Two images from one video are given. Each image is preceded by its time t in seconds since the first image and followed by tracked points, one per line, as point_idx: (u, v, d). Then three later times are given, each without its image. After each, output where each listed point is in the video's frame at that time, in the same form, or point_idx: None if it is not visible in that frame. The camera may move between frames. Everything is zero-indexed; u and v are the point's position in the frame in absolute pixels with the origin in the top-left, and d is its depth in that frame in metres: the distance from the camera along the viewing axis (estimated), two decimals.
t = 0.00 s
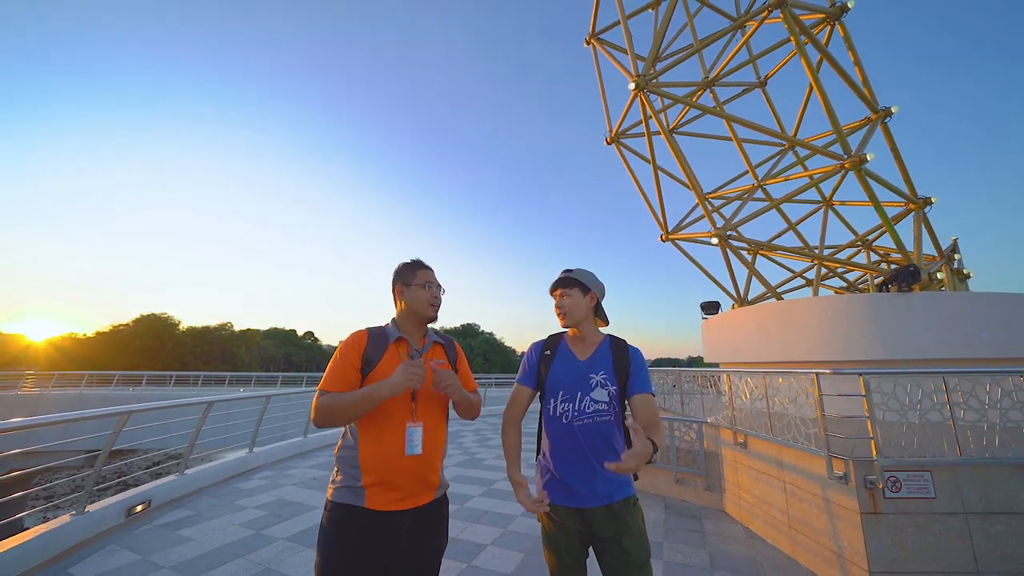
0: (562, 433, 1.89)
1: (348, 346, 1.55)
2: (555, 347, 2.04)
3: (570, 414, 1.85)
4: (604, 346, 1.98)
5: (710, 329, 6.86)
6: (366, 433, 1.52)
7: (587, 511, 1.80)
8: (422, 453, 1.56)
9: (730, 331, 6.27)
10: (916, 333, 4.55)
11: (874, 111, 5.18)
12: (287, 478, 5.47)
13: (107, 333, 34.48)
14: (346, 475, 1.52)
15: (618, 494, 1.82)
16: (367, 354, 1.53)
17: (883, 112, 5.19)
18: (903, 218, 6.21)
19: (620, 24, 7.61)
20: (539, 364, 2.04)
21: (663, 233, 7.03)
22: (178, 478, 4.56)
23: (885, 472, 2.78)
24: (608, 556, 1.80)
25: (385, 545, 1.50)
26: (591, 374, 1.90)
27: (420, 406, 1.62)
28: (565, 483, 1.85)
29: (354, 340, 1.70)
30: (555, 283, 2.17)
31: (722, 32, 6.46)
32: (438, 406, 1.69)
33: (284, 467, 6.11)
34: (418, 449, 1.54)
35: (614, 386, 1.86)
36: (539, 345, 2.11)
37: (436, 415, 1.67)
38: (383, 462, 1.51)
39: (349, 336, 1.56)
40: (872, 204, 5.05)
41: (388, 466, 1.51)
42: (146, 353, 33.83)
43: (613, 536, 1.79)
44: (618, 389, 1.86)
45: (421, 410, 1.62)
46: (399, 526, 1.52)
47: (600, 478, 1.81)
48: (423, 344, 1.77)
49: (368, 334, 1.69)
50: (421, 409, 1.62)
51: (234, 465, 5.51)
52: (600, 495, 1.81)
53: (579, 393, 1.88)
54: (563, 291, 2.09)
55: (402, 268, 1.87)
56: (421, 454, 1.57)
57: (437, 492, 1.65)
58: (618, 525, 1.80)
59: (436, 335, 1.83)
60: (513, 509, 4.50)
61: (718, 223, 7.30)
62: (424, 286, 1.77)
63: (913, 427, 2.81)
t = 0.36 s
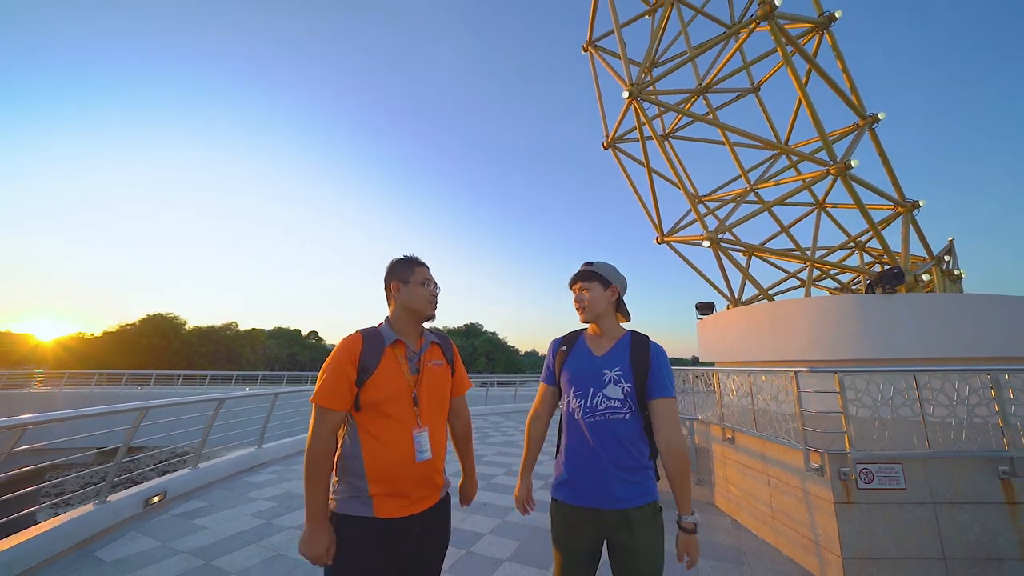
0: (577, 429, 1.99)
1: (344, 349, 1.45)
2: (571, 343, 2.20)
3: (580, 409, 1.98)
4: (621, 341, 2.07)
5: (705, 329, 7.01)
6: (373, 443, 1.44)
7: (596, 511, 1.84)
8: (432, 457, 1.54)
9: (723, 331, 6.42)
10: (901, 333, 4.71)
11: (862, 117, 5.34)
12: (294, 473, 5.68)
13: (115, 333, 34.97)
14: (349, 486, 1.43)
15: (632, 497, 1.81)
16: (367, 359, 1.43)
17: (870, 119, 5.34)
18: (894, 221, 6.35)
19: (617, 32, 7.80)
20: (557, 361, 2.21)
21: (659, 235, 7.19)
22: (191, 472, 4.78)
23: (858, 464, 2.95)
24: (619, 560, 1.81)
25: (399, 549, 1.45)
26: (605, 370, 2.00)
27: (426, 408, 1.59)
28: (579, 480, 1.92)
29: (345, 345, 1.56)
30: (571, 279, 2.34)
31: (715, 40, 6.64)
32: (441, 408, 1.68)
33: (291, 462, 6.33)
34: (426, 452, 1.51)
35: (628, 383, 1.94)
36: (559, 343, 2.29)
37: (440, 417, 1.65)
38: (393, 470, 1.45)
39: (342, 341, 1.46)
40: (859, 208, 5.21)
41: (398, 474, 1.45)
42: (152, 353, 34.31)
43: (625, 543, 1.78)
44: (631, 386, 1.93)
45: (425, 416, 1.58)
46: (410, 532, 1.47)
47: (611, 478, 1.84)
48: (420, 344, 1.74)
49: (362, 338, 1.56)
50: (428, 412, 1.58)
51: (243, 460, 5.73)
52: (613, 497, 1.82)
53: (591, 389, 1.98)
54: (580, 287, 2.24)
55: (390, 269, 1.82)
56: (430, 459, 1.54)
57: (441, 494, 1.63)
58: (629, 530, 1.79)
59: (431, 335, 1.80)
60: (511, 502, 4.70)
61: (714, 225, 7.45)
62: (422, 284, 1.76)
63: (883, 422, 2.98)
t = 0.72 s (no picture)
0: (588, 429, 1.93)
1: (322, 346, 1.47)
2: (581, 341, 2.13)
3: (595, 410, 1.92)
4: (635, 342, 2.04)
5: (705, 329, 7.10)
6: (347, 444, 1.46)
7: (605, 511, 1.83)
8: (408, 462, 1.53)
9: (723, 330, 6.50)
10: (895, 333, 4.80)
11: (858, 120, 5.42)
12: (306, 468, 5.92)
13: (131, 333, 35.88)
14: (332, 489, 1.47)
15: (642, 497, 1.82)
16: (347, 360, 1.44)
17: (866, 121, 5.42)
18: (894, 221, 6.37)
19: (617, 37, 7.92)
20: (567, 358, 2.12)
21: (659, 236, 7.30)
22: (209, 466, 5.04)
23: (842, 460, 3.07)
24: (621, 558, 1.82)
25: (389, 552, 1.48)
26: (620, 370, 1.95)
27: (408, 410, 1.58)
28: (590, 480, 1.89)
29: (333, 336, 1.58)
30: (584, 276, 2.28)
31: (714, 44, 6.73)
32: (428, 408, 1.65)
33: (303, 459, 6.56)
34: (399, 456, 1.51)
35: (643, 384, 1.91)
36: (568, 339, 2.18)
37: (426, 419, 1.62)
38: (367, 473, 1.46)
39: (323, 337, 1.49)
40: (855, 210, 5.29)
41: (378, 479, 1.47)
42: (167, 353, 35.13)
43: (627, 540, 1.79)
44: (646, 387, 1.91)
45: (411, 419, 1.58)
46: (402, 532, 1.50)
47: (624, 479, 1.83)
48: (409, 338, 1.75)
49: (347, 331, 1.56)
50: (409, 414, 1.57)
51: (258, 456, 5.99)
52: (623, 497, 1.81)
53: (605, 389, 1.92)
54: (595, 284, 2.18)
55: (374, 255, 1.79)
56: (405, 464, 1.53)
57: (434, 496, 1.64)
58: (634, 530, 1.80)
59: (421, 327, 1.80)
60: (513, 496, 4.87)
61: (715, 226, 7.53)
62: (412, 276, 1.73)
63: (867, 420, 3.10)
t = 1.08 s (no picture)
0: (575, 435, 1.91)
1: (312, 344, 1.56)
2: (568, 346, 2.04)
3: (584, 416, 1.90)
4: (620, 346, 2.03)
5: (702, 330, 7.20)
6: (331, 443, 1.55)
7: (593, 517, 1.83)
8: (388, 464, 1.59)
9: (719, 330, 6.60)
10: (884, 334, 4.90)
11: (850, 123, 5.50)
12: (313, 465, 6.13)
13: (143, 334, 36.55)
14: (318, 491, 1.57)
15: (626, 500, 1.85)
16: (336, 359, 1.54)
17: (858, 125, 5.50)
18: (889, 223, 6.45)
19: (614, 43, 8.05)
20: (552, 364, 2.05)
21: (656, 239, 7.41)
22: (221, 463, 5.28)
23: (823, 457, 3.20)
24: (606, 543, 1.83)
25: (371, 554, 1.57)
26: (607, 376, 1.95)
27: (390, 411, 1.63)
28: (576, 485, 1.88)
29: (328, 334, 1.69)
30: (573, 277, 2.22)
31: (709, 49, 6.83)
32: (414, 410, 1.71)
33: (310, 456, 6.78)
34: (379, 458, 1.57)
35: (629, 391, 1.95)
36: (550, 343, 2.11)
37: (409, 423, 1.67)
38: (348, 474, 1.56)
39: (315, 336, 1.60)
40: (847, 212, 5.38)
41: (355, 479, 1.56)
42: (178, 354, 35.77)
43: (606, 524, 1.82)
44: (632, 394, 1.95)
45: (394, 422, 1.64)
46: (385, 536, 1.60)
47: (611, 482, 1.85)
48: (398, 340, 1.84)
49: (339, 332, 1.67)
50: (391, 416, 1.63)
51: (267, 454, 6.21)
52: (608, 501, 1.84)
53: (594, 396, 1.93)
54: (585, 286, 2.13)
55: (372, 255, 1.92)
56: (386, 466, 1.60)
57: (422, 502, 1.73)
58: (621, 533, 1.83)
59: (412, 329, 1.88)
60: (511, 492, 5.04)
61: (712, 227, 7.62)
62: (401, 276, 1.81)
63: (847, 420, 3.21)
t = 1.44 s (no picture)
0: (556, 439, 1.97)
1: (329, 347, 1.73)
2: (539, 350, 2.13)
3: (563, 418, 1.96)
4: (591, 344, 2.16)
5: (704, 331, 7.27)
6: (343, 445, 1.66)
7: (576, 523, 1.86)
8: (398, 469, 1.67)
9: (721, 332, 6.67)
10: (881, 336, 4.98)
11: (849, 126, 5.55)
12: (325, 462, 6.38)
13: (162, 335, 37.60)
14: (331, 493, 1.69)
15: (610, 502, 1.90)
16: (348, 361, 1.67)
17: (857, 128, 5.55)
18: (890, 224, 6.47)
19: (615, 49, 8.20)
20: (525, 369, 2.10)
21: (659, 241, 7.52)
22: (239, 459, 5.56)
23: (811, 457, 3.30)
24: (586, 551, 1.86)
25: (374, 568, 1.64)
26: (581, 373, 2.05)
27: (400, 416, 1.72)
28: (558, 493, 1.91)
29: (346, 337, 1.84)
30: (540, 277, 2.31)
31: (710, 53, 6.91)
32: (425, 418, 1.78)
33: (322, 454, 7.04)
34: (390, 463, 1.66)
35: (605, 384, 2.05)
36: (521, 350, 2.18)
37: (419, 428, 1.75)
38: (358, 478, 1.64)
39: (334, 337, 1.77)
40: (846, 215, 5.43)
41: (363, 483, 1.64)
42: (196, 354, 36.71)
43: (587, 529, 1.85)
44: (609, 388, 2.05)
45: (403, 427, 1.73)
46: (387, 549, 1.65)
47: (595, 483, 1.89)
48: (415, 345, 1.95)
49: (357, 336, 1.81)
50: (400, 420, 1.72)
51: (281, 451, 6.49)
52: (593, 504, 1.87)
53: (571, 395, 2.00)
54: (557, 285, 2.24)
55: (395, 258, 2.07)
56: (397, 471, 1.68)
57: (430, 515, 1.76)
58: (605, 538, 1.86)
59: (430, 335, 1.98)
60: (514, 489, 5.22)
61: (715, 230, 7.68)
62: (420, 280, 1.93)
63: (834, 420, 3.31)
